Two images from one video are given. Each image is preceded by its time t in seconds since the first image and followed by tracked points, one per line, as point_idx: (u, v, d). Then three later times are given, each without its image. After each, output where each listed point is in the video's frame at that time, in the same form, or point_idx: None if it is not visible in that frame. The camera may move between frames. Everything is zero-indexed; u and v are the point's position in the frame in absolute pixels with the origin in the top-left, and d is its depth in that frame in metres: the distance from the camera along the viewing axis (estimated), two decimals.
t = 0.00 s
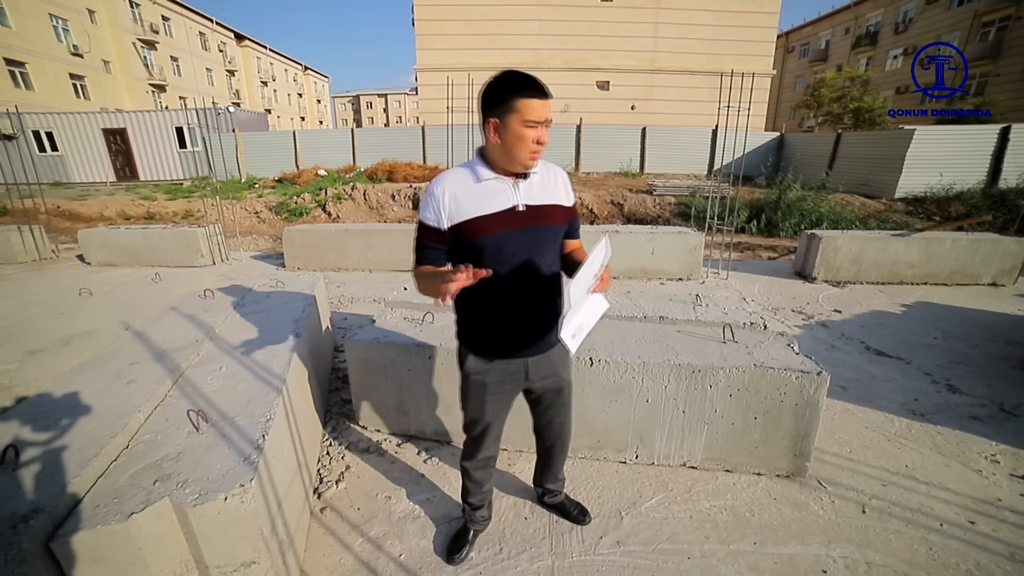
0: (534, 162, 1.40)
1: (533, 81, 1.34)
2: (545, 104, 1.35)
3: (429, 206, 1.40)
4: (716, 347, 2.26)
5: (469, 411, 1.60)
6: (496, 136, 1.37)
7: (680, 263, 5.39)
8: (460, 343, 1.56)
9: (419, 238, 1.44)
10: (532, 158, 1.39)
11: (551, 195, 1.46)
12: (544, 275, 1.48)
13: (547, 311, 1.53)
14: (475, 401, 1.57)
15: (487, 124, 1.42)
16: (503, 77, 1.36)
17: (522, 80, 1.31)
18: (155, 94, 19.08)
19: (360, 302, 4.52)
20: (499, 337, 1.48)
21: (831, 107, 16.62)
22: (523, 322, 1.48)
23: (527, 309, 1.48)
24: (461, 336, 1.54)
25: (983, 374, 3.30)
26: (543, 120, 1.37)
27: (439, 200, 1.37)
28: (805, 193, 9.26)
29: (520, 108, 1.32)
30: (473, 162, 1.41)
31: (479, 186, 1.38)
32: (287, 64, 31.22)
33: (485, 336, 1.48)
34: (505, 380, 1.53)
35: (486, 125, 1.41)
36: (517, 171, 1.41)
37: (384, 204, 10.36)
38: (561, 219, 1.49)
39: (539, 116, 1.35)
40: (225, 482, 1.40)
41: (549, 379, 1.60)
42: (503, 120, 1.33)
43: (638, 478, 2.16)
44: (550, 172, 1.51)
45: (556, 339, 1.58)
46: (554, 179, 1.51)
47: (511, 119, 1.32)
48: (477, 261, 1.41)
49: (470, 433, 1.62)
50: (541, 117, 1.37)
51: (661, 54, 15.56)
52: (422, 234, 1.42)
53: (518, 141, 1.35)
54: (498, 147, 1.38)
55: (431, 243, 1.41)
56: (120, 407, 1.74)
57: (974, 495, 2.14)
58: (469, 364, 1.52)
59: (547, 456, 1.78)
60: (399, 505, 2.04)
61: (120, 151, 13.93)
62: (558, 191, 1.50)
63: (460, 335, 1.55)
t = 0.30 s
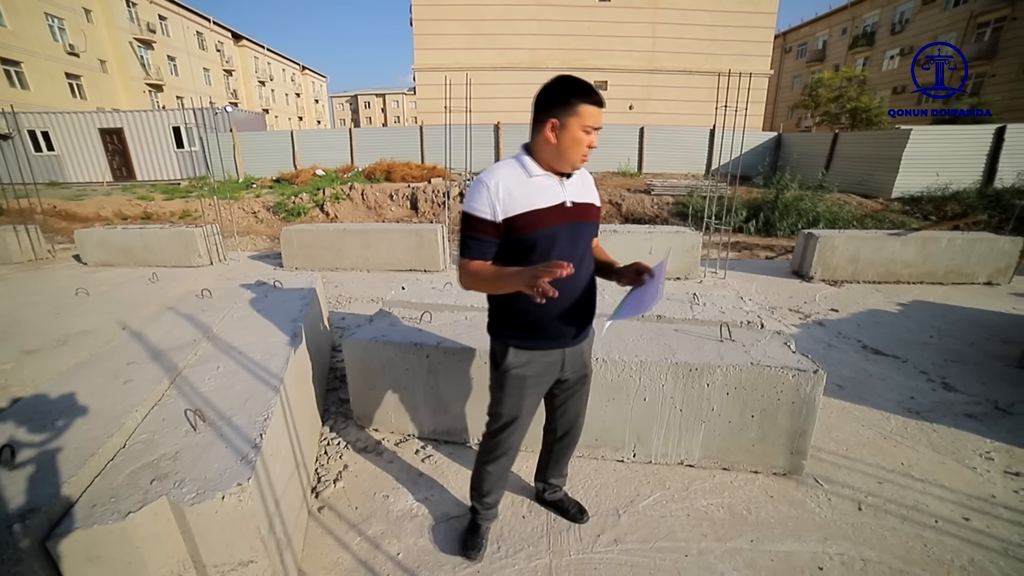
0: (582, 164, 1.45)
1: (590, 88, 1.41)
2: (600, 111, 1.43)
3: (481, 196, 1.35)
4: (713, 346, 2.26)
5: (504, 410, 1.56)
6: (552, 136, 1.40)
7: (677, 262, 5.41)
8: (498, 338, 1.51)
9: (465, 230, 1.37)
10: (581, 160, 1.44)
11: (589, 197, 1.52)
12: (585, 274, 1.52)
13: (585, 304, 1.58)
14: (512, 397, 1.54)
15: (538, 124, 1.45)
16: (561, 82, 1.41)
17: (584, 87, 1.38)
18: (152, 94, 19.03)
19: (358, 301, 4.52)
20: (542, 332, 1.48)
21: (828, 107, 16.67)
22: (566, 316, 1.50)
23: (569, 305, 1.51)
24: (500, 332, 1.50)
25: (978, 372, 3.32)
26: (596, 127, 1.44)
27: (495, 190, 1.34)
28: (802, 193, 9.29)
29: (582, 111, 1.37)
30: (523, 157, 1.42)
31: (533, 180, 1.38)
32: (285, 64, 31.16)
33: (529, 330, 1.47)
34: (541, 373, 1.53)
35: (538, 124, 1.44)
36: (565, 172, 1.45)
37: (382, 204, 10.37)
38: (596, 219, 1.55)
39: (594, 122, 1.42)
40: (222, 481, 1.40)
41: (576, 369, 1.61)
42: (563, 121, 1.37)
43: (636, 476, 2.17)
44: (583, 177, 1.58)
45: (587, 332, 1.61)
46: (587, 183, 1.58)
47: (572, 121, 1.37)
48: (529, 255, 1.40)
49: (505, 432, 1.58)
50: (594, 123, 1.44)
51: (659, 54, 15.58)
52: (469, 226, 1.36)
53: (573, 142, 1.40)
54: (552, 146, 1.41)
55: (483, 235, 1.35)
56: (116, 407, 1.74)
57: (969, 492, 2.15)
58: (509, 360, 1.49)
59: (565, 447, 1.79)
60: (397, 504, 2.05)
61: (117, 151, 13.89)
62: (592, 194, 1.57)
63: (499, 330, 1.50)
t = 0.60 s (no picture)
0: (602, 164, 1.49)
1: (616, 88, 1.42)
2: (623, 114, 1.46)
3: (513, 189, 1.32)
4: (706, 344, 2.27)
5: (543, 411, 1.52)
6: (578, 134, 1.41)
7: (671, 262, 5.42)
8: (521, 338, 1.48)
9: (494, 222, 1.33)
10: (602, 159, 1.47)
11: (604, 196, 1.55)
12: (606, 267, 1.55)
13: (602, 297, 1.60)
14: (551, 394, 1.51)
15: (562, 121, 1.45)
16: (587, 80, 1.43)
17: (612, 87, 1.40)
18: (142, 93, 18.84)
19: (351, 302, 4.49)
20: (568, 325, 1.48)
21: (819, 107, 16.79)
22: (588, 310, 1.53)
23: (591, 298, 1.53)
24: (525, 330, 1.47)
25: (966, 369, 3.35)
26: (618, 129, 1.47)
27: (527, 185, 1.32)
28: (794, 192, 9.35)
29: (610, 113, 1.40)
30: (549, 153, 1.41)
31: (561, 177, 1.39)
32: (277, 63, 30.95)
33: (555, 325, 1.47)
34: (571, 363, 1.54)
35: (564, 121, 1.43)
36: (586, 170, 1.47)
37: (376, 204, 10.33)
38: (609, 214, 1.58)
39: (617, 125, 1.45)
40: (211, 484, 1.38)
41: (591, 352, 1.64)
42: (591, 120, 1.39)
43: (629, 476, 2.17)
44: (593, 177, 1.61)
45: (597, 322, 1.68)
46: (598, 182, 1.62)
47: (600, 121, 1.39)
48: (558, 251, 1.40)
49: (548, 434, 1.54)
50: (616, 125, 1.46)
51: (652, 54, 15.65)
52: (499, 218, 1.32)
53: (597, 142, 1.43)
54: (578, 144, 1.42)
55: (515, 230, 1.32)
56: (104, 410, 1.72)
57: (957, 487, 2.17)
58: (539, 359, 1.47)
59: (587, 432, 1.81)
60: (390, 505, 2.03)
61: (106, 151, 13.74)
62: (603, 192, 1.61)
63: (523, 330, 1.48)
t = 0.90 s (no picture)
0: (607, 163, 1.50)
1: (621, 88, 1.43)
2: (628, 113, 1.46)
3: (532, 197, 1.29)
4: (695, 344, 2.27)
5: (571, 417, 1.51)
6: (585, 134, 1.41)
7: (663, 261, 5.44)
8: (545, 347, 1.47)
9: (515, 234, 1.29)
10: (607, 159, 1.49)
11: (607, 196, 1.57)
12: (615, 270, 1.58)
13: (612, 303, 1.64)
14: (579, 399, 1.51)
15: (567, 121, 1.44)
16: (589, 78, 1.43)
17: (617, 86, 1.40)
18: (130, 92, 18.64)
19: (342, 303, 4.47)
20: (590, 331, 1.50)
21: (810, 107, 16.90)
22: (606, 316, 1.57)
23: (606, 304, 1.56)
24: (548, 339, 1.46)
25: (952, 366, 3.39)
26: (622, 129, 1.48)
27: (546, 193, 1.29)
28: (785, 192, 9.42)
29: (617, 111, 1.41)
30: (559, 155, 1.39)
31: (573, 180, 1.37)
32: (268, 62, 30.74)
33: (579, 331, 1.48)
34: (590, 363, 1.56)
35: (569, 122, 1.43)
36: (593, 170, 1.47)
37: (368, 205, 10.29)
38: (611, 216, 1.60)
39: (622, 124, 1.45)
40: (193, 489, 1.36)
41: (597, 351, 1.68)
42: (598, 119, 1.39)
43: (619, 476, 2.17)
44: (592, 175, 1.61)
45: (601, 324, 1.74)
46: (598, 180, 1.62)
47: (607, 120, 1.40)
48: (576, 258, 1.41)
49: (580, 438, 1.53)
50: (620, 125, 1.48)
51: (644, 54, 15.70)
52: (521, 230, 1.28)
53: (604, 142, 1.43)
54: (584, 144, 1.42)
55: (538, 241, 1.28)
56: (86, 415, 1.69)
57: (943, 483, 2.19)
58: (569, 365, 1.47)
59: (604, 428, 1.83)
60: (378, 507, 2.02)
61: (93, 151, 13.58)
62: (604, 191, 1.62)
63: (545, 338, 1.46)
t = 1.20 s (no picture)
0: (619, 162, 1.41)
1: (634, 79, 1.33)
2: (644, 106, 1.37)
3: (551, 210, 1.18)
4: (679, 342, 2.29)
5: (592, 432, 1.46)
6: (595, 132, 1.32)
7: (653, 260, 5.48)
8: (573, 359, 1.40)
9: (537, 252, 1.18)
10: (620, 158, 1.40)
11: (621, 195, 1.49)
12: (633, 270, 1.51)
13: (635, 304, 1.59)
14: (600, 414, 1.47)
15: (575, 121, 1.34)
16: (597, 72, 1.33)
17: (629, 78, 1.31)
18: (115, 91, 18.41)
19: (330, 304, 4.45)
20: (615, 341, 1.46)
21: (798, 108, 17.06)
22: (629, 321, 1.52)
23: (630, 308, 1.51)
24: (576, 351, 1.40)
25: (932, 362, 3.44)
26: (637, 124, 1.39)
27: (566, 205, 1.19)
28: (774, 191, 9.51)
29: (630, 107, 1.32)
30: (570, 158, 1.30)
31: (589, 184, 1.28)
32: (258, 61, 30.49)
33: (604, 341, 1.43)
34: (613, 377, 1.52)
35: (578, 120, 1.34)
36: (605, 171, 1.39)
37: (359, 205, 10.25)
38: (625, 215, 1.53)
39: (636, 119, 1.36)
40: (171, 492, 1.35)
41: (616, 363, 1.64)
42: (609, 116, 1.30)
43: (604, 474, 2.18)
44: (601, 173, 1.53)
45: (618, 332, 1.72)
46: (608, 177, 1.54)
47: (620, 117, 1.31)
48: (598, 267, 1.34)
49: (592, 453, 1.49)
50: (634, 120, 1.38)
51: (635, 54, 15.79)
52: (545, 247, 1.17)
53: (617, 140, 1.35)
54: (595, 143, 1.33)
55: (561, 258, 1.19)
56: (63, 419, 1.66)
57: (920, 477, 2.22)
58: (596, 379, 1.42)
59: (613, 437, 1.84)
60: (363, 508, 2.01)
61: (77, 151, 13.39)
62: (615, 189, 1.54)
63: (573, 351, 1.40)
